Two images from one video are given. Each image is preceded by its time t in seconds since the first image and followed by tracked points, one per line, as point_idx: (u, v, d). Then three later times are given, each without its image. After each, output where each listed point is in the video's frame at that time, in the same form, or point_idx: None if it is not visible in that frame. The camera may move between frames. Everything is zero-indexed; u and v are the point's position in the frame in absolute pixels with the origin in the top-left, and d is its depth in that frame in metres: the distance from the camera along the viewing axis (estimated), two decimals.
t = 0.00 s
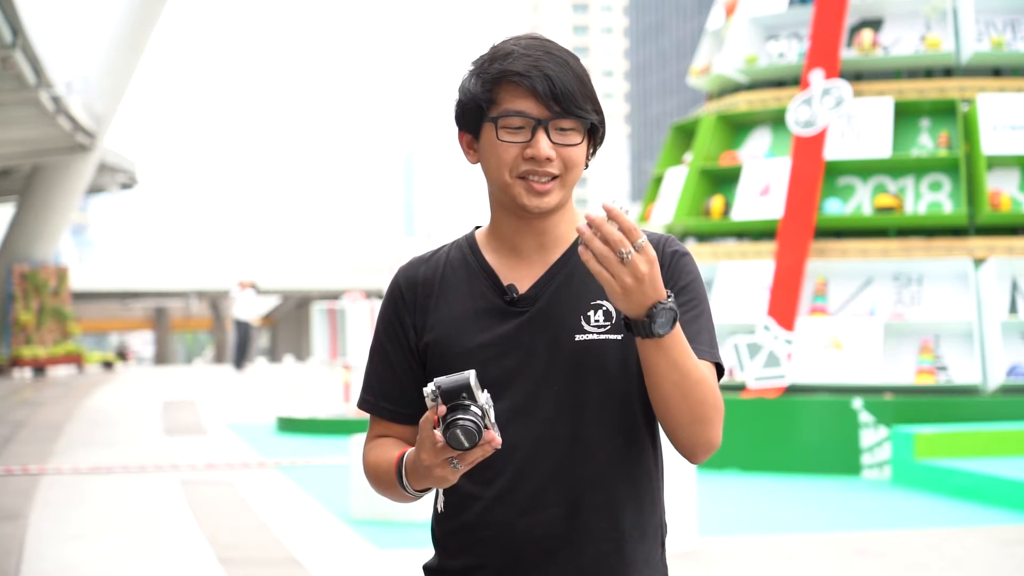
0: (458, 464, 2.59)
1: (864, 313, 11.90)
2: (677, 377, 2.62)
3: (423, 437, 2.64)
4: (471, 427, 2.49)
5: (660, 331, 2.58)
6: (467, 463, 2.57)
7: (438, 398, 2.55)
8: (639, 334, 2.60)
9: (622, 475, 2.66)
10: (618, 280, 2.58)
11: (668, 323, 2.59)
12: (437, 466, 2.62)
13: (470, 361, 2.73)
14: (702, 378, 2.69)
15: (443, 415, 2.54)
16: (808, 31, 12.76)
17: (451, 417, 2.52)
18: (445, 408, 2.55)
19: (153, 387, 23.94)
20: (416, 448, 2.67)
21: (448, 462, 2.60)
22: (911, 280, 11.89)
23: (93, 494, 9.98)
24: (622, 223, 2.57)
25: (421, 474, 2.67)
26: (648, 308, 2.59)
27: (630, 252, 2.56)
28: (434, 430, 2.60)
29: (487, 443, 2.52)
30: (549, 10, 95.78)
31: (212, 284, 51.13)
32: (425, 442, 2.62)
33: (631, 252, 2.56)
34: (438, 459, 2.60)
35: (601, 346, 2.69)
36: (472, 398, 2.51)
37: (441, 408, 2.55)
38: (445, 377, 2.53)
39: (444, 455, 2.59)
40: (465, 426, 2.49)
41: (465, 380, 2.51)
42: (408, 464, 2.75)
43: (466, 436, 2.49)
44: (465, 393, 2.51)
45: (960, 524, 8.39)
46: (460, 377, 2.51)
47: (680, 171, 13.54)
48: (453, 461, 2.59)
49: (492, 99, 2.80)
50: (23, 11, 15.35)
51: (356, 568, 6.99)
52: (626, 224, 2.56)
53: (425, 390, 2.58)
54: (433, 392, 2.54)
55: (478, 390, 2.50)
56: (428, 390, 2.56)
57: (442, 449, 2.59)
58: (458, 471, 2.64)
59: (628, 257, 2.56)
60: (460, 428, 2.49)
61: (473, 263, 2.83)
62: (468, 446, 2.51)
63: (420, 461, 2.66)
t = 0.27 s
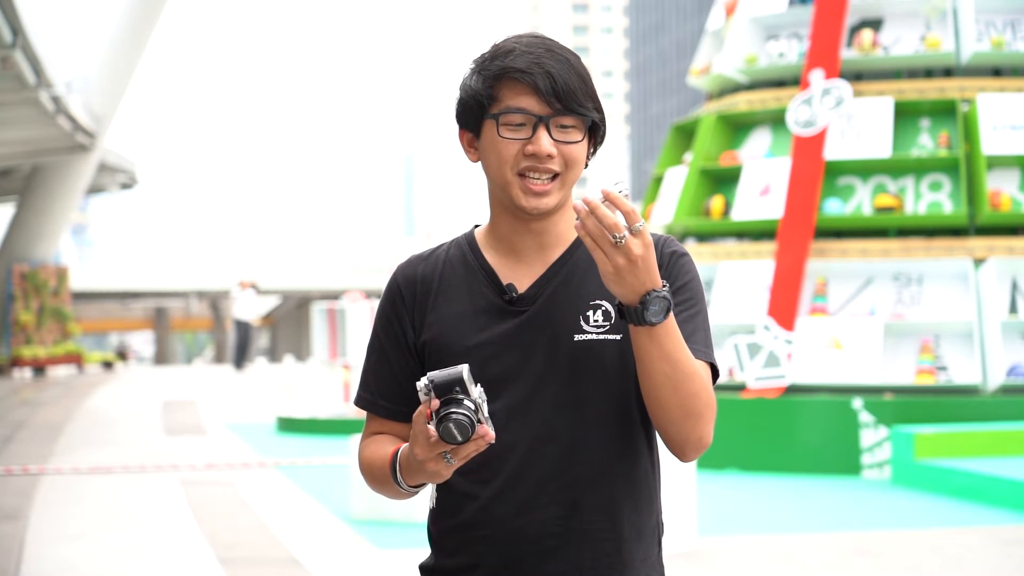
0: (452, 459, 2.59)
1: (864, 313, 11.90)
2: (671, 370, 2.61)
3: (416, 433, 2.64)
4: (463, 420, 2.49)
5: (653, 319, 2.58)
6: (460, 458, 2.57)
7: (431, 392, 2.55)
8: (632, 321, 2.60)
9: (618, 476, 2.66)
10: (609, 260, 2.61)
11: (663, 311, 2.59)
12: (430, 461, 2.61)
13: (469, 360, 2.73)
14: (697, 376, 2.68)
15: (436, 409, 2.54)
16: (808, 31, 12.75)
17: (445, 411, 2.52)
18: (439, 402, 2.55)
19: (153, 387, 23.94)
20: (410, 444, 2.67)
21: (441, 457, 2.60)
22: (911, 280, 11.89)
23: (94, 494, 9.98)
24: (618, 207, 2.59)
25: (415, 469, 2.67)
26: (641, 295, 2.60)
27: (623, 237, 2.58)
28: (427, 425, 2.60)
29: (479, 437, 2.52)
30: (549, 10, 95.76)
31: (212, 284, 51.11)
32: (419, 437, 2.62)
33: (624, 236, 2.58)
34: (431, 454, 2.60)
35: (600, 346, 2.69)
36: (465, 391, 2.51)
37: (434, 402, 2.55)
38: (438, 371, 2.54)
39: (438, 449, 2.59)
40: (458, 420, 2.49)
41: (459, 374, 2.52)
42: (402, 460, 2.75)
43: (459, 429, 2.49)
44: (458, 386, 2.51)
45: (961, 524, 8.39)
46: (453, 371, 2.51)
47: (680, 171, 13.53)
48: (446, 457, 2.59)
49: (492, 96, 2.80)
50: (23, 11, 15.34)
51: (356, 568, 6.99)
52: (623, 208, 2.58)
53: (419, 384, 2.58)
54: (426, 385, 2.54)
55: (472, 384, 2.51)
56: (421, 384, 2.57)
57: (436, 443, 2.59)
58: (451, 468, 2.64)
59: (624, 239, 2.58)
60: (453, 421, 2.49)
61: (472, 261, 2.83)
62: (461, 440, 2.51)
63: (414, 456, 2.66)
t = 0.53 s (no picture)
0: (455, 455, 2.59)
1: (864, 313, 11.90)
2: (671, 364, 2.61)
3: (418, 427, 2.64)
4: (468, 417, 2.49)
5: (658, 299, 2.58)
6: (463, 454, 2.57)
7: (435, 388, 2.55)
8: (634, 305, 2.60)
9: (617, 477, 2.67)
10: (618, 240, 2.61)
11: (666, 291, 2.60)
12: (432, 457, 2.62)
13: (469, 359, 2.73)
14: (693, 369, 2.68)
15: (439, 404, 2.54)
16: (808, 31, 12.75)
17: (448, 407, 2.52)
18: (442, 398, 2.55)
19: (154, 387, 23.93)
20: (412, 439, 2.67)
21: (444, 453, 2.60)
22: (911, 280, 11.88)
23: (94, 494, 9.98)
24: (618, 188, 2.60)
25: (417, 465, 2.67)
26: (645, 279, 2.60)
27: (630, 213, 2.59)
28: (430, 420, 2.60)
29: (483, 433, 2.52)
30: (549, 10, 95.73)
31: (212, 284, 51.09)
32: (421, 433, 2.62)
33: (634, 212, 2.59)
34: (434, 449, 2.60)
35: (600, 347, 2.69)
36: (468, 387, 2.51)
37: (437, 398, 2.55)
38: (441, 367, 2.53)
39: (440, 446, 2.59)
40: (462, 415, 2.49)
41: (462, 369, 2.52)
42: (403, 456, 2.75)
43: (463, 425, 2.50)
44: (462, 382, 2.51)
45: (961, 524, 8.39)
46: (457, 367, 2.51)
47: (680, 171, 13.53)
48: (448, 452, 2.59)
49: (491, 93, 2.80)
50: (22, 11, 15.34)
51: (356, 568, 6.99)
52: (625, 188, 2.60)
53: (422, 380, 2.58)
54: (430, 381, 2.53)
55: (475, 380, 2.51)
56: (424, 379, 2.57)
57: (439, 439, 2.59)
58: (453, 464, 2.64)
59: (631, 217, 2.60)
60: (457, 417, 2.49)
61: (472, 260, 2.83)
62: (465, 436, 2.51)
63: (415, 451, 2.66)
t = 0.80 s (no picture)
0: (453, 467, 2.58)
1: (864, 313, 11.90)
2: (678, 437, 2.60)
3: (417, 440, 2.63)
4: (468, 433, 2.48)
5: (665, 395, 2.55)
6: (462, 466, 2.57)
7: (434, 402, 2.54)
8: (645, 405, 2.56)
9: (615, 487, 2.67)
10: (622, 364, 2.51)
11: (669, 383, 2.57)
12: (432, 468, 2.61)
13: (469, 363, 2.73)
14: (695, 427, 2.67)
15: (439, 419, 2.53)
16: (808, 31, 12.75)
17: (447, 422, 2.50)
18: (441, 412, 2.54)
19: (154, 387, 23.94)
20: (411, 450, 2.66)
21: (443, 465, 2.59)
22: (911, 280, 11.88)
23: (94, 494, 9.98)
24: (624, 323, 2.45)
25: (415, 475, 2.66)
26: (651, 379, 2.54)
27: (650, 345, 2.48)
28: (430, 433, 2.59)
29: (483, 447, 2.52)
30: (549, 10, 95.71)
31: (212, 284, 51.08)
32: (420, 444, 2.61)
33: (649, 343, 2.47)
34: (433, 462, 2.59)
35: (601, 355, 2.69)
36: (468, 402, 2.50)
37: (436, 412, 2.54)
38: (440, 382, 2.52)
39: (439, 458, 2.58)
40: (461, 432, 2.48)
41: (462, 384, 2.50)
42: (402, 463, 2.75)
43: (463, 442, 2.49)
44: (462, 397, 2.50)
45: (961, 524, 8.39)
46: (457, 382, 2.50)
47: (680, 171, 13.53)
48: (448, 465, 2.58)
49: (476, 95, 2.83)
50: (22, 11, 15.35)
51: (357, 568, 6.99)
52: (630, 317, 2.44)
53: (421, 394, 2.56)
54: (430, 396, 2.52)
55: (475, 395, 2.49)
56: (424, 393, 2.55)
57: (438, 451, 2.58)
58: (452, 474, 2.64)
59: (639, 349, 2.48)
60: (457, 433, 2.48)
61: (473, 261, 2.82)
62: (464, 451, 2.50)
63: (415, 462, 2.65)
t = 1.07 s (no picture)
0: (456, 473, 2.58)
1: (863, 313, 11.90)
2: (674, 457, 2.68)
3: (419, 447, 2.62)
4: (472, 440, 2.47)
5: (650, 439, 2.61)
6: (464, 472, 2.57)
7: (437, 409, 2.53)
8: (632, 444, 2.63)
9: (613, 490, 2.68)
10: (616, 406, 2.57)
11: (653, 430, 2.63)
12: (433, 474, 2.60)
13: (472, 361, 2.72)
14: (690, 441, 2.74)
15: (442, 426, 2.53)
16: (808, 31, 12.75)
17: (451, 430, 2.50)
18: (444, 419, 2.53)
19: (154, 387, 23.94)
20: (412, 456, 2.66)
21: (445, 470, 2.59)
22: (911, 280, 11.88)
23: (94, 494, 9.98)
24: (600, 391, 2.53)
25: (417, 479, 2.65)
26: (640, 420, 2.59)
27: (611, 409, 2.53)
28: (432, 440, 2.58)
29: (486, 453, 2.51)
30: (550, 10, 95.72)
31: (212, 284, 51.08)
32: (423, 450, 2.60)
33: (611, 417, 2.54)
34: (435, 469, 2.59)
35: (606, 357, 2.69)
36: (472, 409, 2.50)
37: (439, 419, 2.53)
38: (443, 389, 2.52)
39: (441, 463, 2.58)
40: (466, 439, 2.47)
41: (465, 392, 2.50)
42: (403, 465, 2.74)
43: (467, 449, 2.48)
44: (465, 404, 2.50)
45: (961, 525, 8.39)
46: (460, 389, 2.50)
47: (680, 171, 13.53)
48: (450, 471, 2.58)
49: (477, 89, 2.84)
50: (22, 11, 15.36)
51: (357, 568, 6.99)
52: (622, 376, 2.54)
53: (424, 401, 2.56)
54: (432, 404, 2.52)
55: (479, 402, 2.49)
56: (426, 400, 2.55)
57: (440, 457, 2.58)
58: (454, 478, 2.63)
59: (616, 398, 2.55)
60: (461, 441, 2.47)
61: (476, 259, 2.82)
62: (469, 458, 2.49)
63: (416, 468, 2.64)
